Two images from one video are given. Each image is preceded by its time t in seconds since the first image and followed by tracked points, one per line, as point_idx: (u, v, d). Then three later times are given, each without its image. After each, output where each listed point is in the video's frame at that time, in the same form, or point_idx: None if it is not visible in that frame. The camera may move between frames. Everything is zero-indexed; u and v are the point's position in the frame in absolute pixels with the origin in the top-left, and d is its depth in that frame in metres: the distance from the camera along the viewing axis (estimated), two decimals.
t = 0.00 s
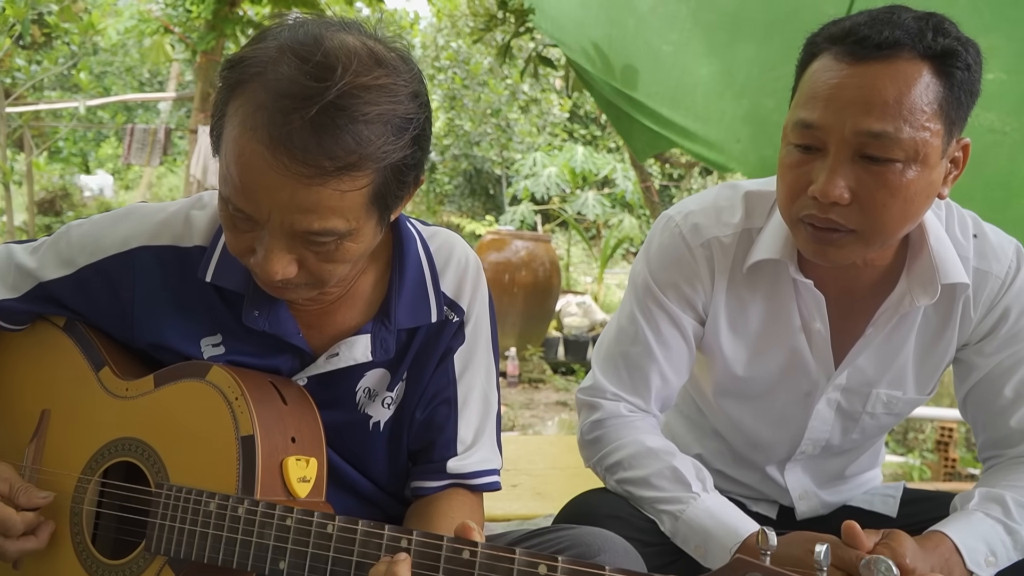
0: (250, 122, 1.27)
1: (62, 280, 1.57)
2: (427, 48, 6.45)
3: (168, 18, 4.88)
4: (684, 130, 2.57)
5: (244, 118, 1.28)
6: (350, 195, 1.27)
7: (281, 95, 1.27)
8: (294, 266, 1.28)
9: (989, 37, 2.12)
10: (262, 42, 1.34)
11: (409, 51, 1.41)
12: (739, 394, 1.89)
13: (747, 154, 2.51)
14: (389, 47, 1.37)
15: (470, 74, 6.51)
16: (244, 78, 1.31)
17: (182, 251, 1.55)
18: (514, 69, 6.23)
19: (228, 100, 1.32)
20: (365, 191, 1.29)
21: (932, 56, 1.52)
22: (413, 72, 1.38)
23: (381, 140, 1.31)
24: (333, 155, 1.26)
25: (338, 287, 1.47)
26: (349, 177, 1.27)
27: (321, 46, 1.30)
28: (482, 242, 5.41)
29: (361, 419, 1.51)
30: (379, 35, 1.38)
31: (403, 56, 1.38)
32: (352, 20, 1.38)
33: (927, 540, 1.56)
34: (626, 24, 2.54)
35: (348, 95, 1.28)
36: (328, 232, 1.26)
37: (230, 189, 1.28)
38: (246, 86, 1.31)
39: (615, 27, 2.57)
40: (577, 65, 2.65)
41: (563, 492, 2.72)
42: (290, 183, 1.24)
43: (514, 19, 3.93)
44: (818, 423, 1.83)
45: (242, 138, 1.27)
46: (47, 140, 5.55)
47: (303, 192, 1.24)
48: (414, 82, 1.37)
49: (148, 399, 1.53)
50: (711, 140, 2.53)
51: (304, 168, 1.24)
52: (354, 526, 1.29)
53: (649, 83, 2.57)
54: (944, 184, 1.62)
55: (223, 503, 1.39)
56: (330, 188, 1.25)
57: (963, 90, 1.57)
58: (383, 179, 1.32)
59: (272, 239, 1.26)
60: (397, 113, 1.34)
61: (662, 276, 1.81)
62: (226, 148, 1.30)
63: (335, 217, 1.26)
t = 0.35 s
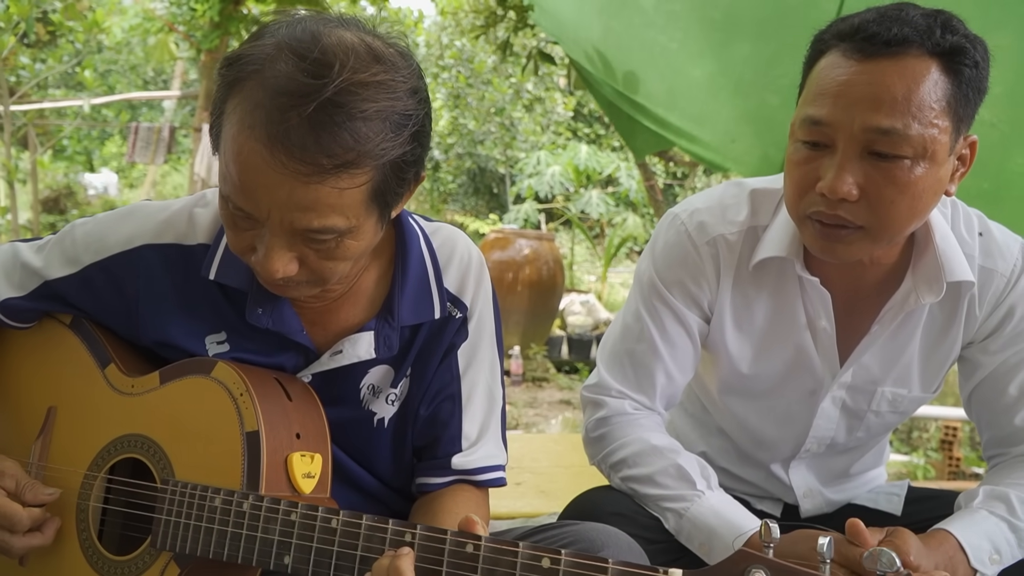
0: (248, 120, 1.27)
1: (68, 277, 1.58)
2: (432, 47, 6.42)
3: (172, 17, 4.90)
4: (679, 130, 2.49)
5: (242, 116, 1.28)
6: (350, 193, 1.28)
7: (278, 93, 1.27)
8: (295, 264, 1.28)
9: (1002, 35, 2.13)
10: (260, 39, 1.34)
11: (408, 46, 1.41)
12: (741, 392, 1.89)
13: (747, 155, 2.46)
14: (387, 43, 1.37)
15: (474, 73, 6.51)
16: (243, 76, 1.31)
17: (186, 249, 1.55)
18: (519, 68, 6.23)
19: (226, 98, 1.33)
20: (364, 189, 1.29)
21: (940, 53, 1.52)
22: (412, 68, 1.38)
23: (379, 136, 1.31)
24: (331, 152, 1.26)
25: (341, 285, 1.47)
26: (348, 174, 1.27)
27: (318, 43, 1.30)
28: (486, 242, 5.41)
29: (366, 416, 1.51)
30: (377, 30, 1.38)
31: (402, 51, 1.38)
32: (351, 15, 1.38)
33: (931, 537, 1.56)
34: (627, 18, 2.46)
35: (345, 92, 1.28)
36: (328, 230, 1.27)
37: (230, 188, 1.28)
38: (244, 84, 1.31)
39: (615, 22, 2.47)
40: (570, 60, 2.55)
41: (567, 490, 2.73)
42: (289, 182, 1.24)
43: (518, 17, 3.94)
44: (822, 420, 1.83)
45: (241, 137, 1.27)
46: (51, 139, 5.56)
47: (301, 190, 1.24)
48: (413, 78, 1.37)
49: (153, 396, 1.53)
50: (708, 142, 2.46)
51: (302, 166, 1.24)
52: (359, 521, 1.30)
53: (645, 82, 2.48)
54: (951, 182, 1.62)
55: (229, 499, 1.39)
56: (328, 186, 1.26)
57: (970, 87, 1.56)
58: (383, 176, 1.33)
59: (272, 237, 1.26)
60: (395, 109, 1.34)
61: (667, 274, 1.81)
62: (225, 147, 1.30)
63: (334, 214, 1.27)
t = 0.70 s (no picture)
0: (245, 126, 1.27)
1: (69, 274, 1.57)
2: (433, 45, 6.31)
3: (175, 14, 4.91)
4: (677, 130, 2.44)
5: (239, 122, 1.27)
6: (348, 200, 1.27)
7: (275, 100, 1.26)
8: (295, 269, 1.28)
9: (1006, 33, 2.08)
10: (258, 42, 1.33)
11: (407, 48, 1.40)
12: (744, 390, 1.89)
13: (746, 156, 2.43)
14: (386, 45, 1.36)
15: (476, 71, 6.51)
16: (240, 80, 1.30)
17: (188, 246, 1.54)
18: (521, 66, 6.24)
19: (224, 102, 1.32)
20: (363, 196, 1.29)
21: (945, 47, 1.51)
22: (412, 72, 1.37)
23: (378, 142, 1.31)
24: (329, 160, 1.25)
25: (343, 285, 1.47)
26: (346, 182, 1.27)
27: (316, 47, 1.29)
28: (488, 239, 5.41)
29: (369, 414, 1.51)
30: (376, 33, 1.37)
31: (401, 54, 1.37)
32: (350, 17, 1.37)
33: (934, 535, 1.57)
34: (625, 14, 2.34)
35: (343, 98, 1.27)
36: (327, 236, 1.27)
37: (228, 193, 1.28)
38: (241, 88, 1.30)
39: (613, 18, 2.36)
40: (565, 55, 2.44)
41: (570, 487, 2.73)
42: (286, 190, 1.24)
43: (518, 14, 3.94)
44: (826, 418, 1.83)
45: (238, 142, 1.27)
46: (53, 136, 5.57)
47: (299, 199, 1.24)
48: (413, 82, 1.37)
49: (157, 393, 1.53)
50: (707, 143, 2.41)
51: (300, 174, 1.23)
52: (363, 521, 1.29)
53: (644, 79, 2.40)
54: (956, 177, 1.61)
55: (231, 498, 1.39)
56: (326, 194, 1.25)
57: (975, 82, 1.56)
58: (382, 182, 1.32)
59: (271, 243, 1.26)
60: (395, 114, 1.33)
61: (671, 271, 1.81)
62: (223, 151, 1.29)
63: (333, 221, 1.26)
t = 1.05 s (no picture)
0: (236, 135, 1.26)
1: (68, 272, 1.55)
2: (434, 43, 6.31)
3: (176, 13, 4.92)
4: (674, 131, 2.39)
5: (231, 131, 1.26)
6: (342, 209, 1.26)
7: (265, 110, 1.24)
8: (290, 275, 1.27)
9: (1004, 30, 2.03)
10: (249, 49, 1.31)
11: (402, 51, 1.37)
12: (743, 388, 1.90)
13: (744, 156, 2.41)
14: (380, 49, 1.33)
15: (477, 69, 6.52)
16: (231, 87, 1.29)
17: (188, 245, 1.53)
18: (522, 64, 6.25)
19: (216, 109, 1.31)
20: (356, 204, 1.28)
21: (944, 47, 1.52)
22: (406, 77, 1.35)
23: (371, 151, 1.29)
24: (320, 170, 1.24)
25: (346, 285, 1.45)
26: (339, 191, 1.25)
27: (306, 54, 1.26)
28: (489, 237, 5.39)
29: (370, 413, 1.53)
30: (370, 37, 1.34)
31: (395, 58, 1.34)
32: (343, 20, 1.34)
33: (934, 532, 1.58)
34: (627, 11, 2.30)
35: (334, 106, 1.25)
36: (320, 245, 1.25)
37: (221, 200, 1.27)
38: (232, 96, 1.29)
39: (616, 15, 2.31)
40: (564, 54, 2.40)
41: (571, 485, 2.74)
42: (278, 201, 1.23)
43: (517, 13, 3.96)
44: (825, 415, 1.84)
45: (229, 152, 1.26)
46: (55, 135, 5.58)
47: (291, 209, 1.23)
48: (407, 87, 1.34)
49: (158, 393, 1.50)
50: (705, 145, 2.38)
51: (291, 185, 1.22)
52: (363, 526, 1.27)
53: (644, 78, 2.35)
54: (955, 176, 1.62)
55: (233, 500, 1.37)
56: (318, 204, 1.24)
57: (974, 81, 1.57)
58: (376, 189, 1.31)
59: (265, 251, 1.26)
60: (389, 121, 1.31)
61: (670, 269, 1.82)
62: (216, 160, 1.29)
63: (326, 230, 1.25)
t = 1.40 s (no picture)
0: (235, 159, 1.23)
1: (68, 269, 1.54)
2: (436, 40, 6.30)
3: (178, 9, 4.94)
4: (671, 130, 2.15)
5: (229, 155, 1.23)
6: (343, 234, 1.24)
7: (265, 136, 1.21)
8: (291, 291, 1.26)
9: (1008, 30, 1.93)
10: (247, 68, 1.27)
11: (405, 68, 1.33)
12: (745, 385, 1.90)
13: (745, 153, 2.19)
14: (382, 68, 1.29)
15: (478, 67, 6.42)
16: (229, 108, 1.25)
17: (189, 242, 1.53)
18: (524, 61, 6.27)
19: (214, 129, 1.27)
20: (357, 229, 1.26)
21: (950, 44, 1.52)
22: (409, 95, 1.31)
23: (373, 175, 1.26)
24: (322, 197, 1.21)
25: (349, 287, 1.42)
26: (340, 217, 1.23)
27: (306, 77, 1.23)
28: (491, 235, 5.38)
29: (371, 412, 1.53)
30: (371, 55, 1.30)
31: (398, 77, 1.30)
32: (344, 36, 1.30)
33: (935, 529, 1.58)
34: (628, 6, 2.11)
35: (335, 132, 1.22)
36: (321, 267, 1.24)
37: (220, 220, 1.25)
38: (230, 117, 1.25)
39: (618, 12, 2.13)
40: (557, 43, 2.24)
41: (571, 483, 2.75)
42: (279, 228, 1.21)
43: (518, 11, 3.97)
44: (826, 413, 1.84)
45: (228, 176, 1.23)
46: (56, 131, 5.59)
47: (292, 235, 1.21)
48: (410, 107, 1.31)
49: (158, 392, 1.50)
50: (704, 146, 2.15)
51: (292, 213, 1.20)
52: (362, 530, 1.27)
53: (644, 73, 2.12)
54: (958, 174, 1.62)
55: (232, 501, 1.37)
56: (319, 230, 1.22)
57: (979, 79, 1.57)
58: (378, 212, 1.29)
59: (265, 272, 1.24)
60: (391, 144, 1.28)
61: (673, 266, 1.82)
62: (214, 181, 1.26)
63: (327, 253, 1.24)
